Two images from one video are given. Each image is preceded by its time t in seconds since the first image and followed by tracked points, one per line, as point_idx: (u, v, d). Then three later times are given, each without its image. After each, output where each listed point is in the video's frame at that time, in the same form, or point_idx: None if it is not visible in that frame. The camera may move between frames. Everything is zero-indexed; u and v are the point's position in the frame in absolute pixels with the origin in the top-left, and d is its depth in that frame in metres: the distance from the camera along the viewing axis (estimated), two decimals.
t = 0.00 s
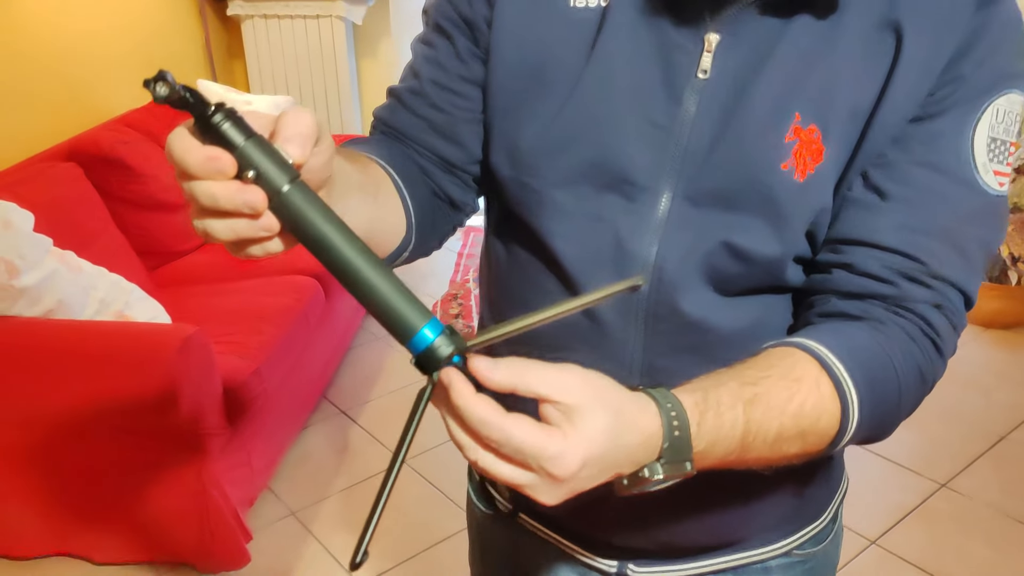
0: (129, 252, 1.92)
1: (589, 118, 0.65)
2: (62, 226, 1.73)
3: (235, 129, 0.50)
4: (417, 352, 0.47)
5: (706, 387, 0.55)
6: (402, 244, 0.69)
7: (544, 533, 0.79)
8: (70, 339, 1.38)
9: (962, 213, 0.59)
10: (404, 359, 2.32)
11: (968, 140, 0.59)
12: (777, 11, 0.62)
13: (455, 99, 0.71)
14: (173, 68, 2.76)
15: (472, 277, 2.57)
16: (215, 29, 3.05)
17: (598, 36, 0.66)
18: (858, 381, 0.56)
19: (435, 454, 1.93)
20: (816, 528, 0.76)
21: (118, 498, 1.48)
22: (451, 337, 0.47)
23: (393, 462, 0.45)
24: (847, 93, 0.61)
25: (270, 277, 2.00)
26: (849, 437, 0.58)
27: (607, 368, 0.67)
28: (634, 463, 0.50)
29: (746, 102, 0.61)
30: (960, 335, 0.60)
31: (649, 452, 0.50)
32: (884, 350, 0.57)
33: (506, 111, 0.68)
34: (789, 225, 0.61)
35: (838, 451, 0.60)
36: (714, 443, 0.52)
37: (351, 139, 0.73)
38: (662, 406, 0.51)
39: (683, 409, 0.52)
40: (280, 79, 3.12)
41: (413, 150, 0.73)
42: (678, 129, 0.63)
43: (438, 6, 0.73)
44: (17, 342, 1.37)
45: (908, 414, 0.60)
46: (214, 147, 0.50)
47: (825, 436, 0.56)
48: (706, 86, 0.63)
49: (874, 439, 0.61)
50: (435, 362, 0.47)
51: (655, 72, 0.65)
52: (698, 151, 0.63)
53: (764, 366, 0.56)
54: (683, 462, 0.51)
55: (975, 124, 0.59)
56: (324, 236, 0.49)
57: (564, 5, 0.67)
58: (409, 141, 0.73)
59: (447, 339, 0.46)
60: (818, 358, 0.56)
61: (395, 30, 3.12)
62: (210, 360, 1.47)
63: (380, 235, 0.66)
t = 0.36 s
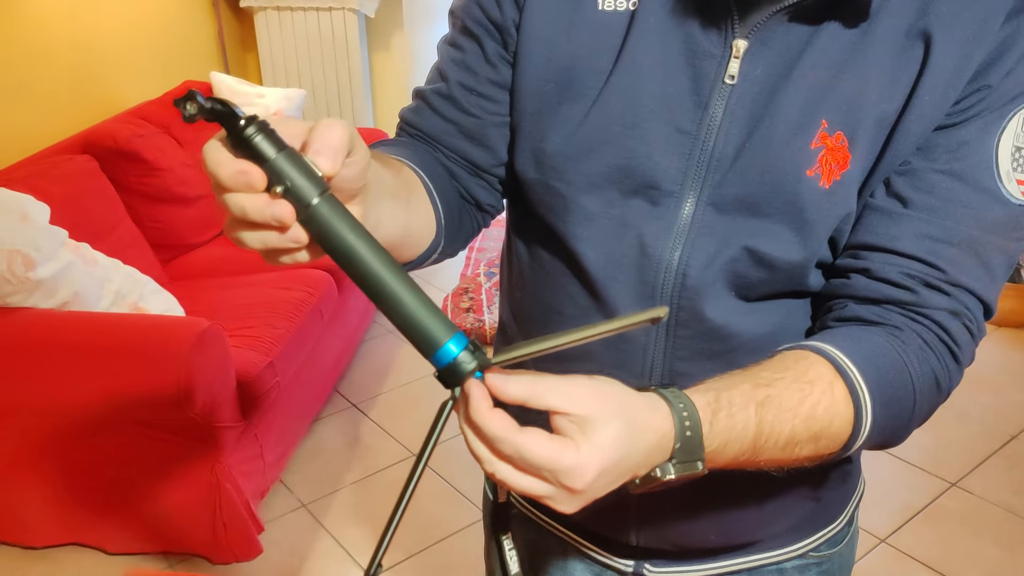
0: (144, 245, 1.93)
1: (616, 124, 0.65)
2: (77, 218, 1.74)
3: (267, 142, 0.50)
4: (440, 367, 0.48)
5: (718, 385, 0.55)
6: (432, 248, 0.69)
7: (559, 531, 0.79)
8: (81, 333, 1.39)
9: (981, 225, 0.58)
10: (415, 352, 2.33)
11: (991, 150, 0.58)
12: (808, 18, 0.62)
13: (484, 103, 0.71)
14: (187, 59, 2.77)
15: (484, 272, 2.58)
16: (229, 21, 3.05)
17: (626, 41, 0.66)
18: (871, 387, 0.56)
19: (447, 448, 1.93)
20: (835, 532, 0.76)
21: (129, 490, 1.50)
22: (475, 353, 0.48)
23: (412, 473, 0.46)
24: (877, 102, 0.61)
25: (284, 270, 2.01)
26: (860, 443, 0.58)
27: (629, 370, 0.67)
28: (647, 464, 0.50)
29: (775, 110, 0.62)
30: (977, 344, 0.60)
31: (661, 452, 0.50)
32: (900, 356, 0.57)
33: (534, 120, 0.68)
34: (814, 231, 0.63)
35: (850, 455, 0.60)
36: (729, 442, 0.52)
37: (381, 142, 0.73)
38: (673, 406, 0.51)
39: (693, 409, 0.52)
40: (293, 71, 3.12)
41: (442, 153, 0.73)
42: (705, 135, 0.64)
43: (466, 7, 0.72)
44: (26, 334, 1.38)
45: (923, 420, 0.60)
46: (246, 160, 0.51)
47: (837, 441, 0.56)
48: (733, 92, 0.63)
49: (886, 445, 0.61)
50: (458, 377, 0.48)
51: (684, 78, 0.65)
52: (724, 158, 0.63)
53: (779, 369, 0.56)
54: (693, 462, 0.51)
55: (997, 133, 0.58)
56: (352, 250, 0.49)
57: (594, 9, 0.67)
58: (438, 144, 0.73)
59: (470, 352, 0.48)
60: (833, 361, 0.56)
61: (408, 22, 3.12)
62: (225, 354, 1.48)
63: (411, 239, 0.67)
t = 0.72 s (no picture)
0: (150, 237, 1.93)
1: (627, 115, 0.65)
2: (84, 209, 1.74)
3: (297, 125, 0.50)
4: (461, 359, 0.48)
5: (733, 377, 0.55)
6: (445, 237, 0.69)
7: (567, 525, 0.79)
8: (92, 322, 1.39)
9: (991, 220, 0.58)
10: (421, 344, 2.33)
11: (1001, 144, 0.57)
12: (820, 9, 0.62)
13: (496, 94, 0.71)
14: (193, 51, 2.77)
15: (489, 264, 2.58)
16: (235, 12, 3.05)
17: (636, 32, 0.66)
18: (881, 380, 0.56)
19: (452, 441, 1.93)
20: (841, 525, 0.77)
21: (139, 479, 1.50)
22: (494, 346, 0.48)
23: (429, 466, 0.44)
24: (888, 93, 0.61)
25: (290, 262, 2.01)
26: (868, 435, 0.58)
27: (638, 361, 0.67)
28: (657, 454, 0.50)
29: (786, 102, 0.62)
30: (985, 337, 0.60)
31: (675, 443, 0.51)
32: (909, 349, 0.57)
33: (546, 111, 0.68)
34: (825, 224, 0.62)
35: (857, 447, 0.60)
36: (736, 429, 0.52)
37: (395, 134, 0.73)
38: (688, 400, 0.51)
39: (706, 401, 0.52)
40: (299, 63, 3.12)
41: (456, 145, 0.73)
42: (715, 127, 0.64)
43: None
44: (35, 323, 1.39)
45: (931, 413, 0.60)
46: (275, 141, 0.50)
47: (845, 432, 0.56)
48: (744, 84, 0.63)
49: (894, 437, 0.60)
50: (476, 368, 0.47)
51: (695, 69, 0.65)
52: (735, 148, 0.63)
53: (788, 359, 0.56)
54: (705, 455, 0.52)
55: (1006, 128, 0.58)
56: (378, 238, 0.49)
57: None
58: (452, 136, 0.73)
59: (490, 348, 0.47)
60: (844, 353, 0.56)
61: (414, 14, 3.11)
62: (232, 346, 1.48)
63: (426, 229, 0.67)
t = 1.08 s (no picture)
0: (148, 231, 1.93)
1: (624, 108, 0.65)
2: (81, 203, 1.74)
3: (319, 112, 0.50)
4: (468, 353, 0.47)
5: (736, 378, 0.55)
6: (445, 231, 0.69)
7: (565, 519, 0.79)
8: (92, 316, 1.39)
9: (988, 216, 0.58)
10: (419, 340, 2.34)
11: (999, 139, 0.58)
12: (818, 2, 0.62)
13: (496, 87, 0.70)
14: (191, 43, 2.76)
15: (488, 259, 2.58)
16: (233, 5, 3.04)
17: (634, 24, 0.66)
18: (879, 375, 0.56)
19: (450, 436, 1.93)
20: (839, 521, 0.76)
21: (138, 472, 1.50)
22: (504, 343, 0.48)
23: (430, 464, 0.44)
24: (885, 87, 0.61)
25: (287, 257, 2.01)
26: (867, 431, 0.58)
27: (635, 355, 0.67)
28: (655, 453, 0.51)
29: (782, 96, 0.62)
30: (982, 332, 0.60)
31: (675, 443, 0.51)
32: (906, 345, 0.57)
33: (543, 103, 0.68)
34: (821, 218, 0.63)
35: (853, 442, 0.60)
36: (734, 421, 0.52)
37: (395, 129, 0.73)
38: (692, 400, 0.51)
39: (710, 403, 0.52)
40: (297, 56, 3.11)
41: (455, 139, 0.73)
42: (713, 121, 0.64)
43: None
44: (33, 315, 1.39)
45: (929, 410, 0.60)
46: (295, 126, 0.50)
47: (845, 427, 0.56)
48: (741, 77, 0.63)
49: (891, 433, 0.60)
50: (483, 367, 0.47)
51: (692, 63, 0.65)
52: (733, 141, 0.63)
53: (787, 356, 0.56)
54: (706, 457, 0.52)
55: (1003, 123, 0.58)
56: (392, 229, 0.49)
57: None
58: (452, 129, 0.73)
59: (499, 345, 0.47)
60: (843, 350, 0.56)
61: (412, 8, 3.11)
62: (230, 340, 1.48)
63: (427, 222, 0.67)
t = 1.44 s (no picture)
0: (135, 221, 1.91)
1: (613, 101, 0.65)
2: (68, 193, 1.72)
3: (391, 202, 0.51)
4: (441, 458, 0.51)
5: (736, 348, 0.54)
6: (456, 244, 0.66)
7: (556, 513, 0.78)
8: (79, 303, 1.38)
9: (994, 205, 0.58)
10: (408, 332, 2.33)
11: (996, 131, 0.58)
12: None
13: (484, 88, 0.70)
14: (179, 34, 2.74)
15: (477, 252, 2.58)
16: None
17: (620, 18, 0.66)
18: (888, 355, 0.55)
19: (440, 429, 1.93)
20: (825, 515, 0.77)
21: (125, 465, 1.50)
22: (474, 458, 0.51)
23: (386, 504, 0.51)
24: (876, 79, 0.61)
25: (275, 249, 2.00)
26: (882, 417, 0.56)
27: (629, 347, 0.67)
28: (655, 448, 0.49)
29: (770, 90, 0.62)
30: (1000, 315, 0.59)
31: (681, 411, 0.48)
32: (920, 328, 0.56)
33: (529, 96, 0.68)
34: (812, 212, 0.63)
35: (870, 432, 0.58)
36: (746, 394, 0.51)
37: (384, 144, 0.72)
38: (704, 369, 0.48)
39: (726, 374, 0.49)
40: (285, 47, 3.09)
41: (448, 144, 0.72)
42: (700, 114, 0.64)
43: None
44: (14, 304, 1.37)
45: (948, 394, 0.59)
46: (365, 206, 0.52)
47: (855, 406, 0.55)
48: (727, 71, 0.63)
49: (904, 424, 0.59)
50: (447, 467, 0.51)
51: (678, 59, 0.65)
52: (720, 135, 0.63)
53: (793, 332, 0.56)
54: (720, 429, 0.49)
55: (1002, 110, 0.58)
56: (413, 326, 0.51)
57: None
58: (442, 135, 0.72)
59: (471, 460, 0.50)
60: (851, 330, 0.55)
61: None
62: (218, 331, 1.47)
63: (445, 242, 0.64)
